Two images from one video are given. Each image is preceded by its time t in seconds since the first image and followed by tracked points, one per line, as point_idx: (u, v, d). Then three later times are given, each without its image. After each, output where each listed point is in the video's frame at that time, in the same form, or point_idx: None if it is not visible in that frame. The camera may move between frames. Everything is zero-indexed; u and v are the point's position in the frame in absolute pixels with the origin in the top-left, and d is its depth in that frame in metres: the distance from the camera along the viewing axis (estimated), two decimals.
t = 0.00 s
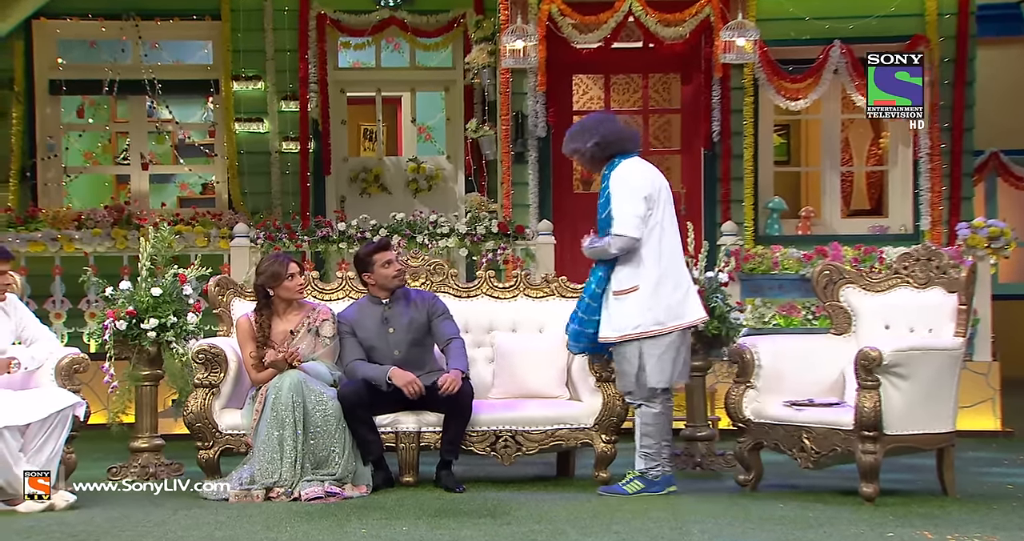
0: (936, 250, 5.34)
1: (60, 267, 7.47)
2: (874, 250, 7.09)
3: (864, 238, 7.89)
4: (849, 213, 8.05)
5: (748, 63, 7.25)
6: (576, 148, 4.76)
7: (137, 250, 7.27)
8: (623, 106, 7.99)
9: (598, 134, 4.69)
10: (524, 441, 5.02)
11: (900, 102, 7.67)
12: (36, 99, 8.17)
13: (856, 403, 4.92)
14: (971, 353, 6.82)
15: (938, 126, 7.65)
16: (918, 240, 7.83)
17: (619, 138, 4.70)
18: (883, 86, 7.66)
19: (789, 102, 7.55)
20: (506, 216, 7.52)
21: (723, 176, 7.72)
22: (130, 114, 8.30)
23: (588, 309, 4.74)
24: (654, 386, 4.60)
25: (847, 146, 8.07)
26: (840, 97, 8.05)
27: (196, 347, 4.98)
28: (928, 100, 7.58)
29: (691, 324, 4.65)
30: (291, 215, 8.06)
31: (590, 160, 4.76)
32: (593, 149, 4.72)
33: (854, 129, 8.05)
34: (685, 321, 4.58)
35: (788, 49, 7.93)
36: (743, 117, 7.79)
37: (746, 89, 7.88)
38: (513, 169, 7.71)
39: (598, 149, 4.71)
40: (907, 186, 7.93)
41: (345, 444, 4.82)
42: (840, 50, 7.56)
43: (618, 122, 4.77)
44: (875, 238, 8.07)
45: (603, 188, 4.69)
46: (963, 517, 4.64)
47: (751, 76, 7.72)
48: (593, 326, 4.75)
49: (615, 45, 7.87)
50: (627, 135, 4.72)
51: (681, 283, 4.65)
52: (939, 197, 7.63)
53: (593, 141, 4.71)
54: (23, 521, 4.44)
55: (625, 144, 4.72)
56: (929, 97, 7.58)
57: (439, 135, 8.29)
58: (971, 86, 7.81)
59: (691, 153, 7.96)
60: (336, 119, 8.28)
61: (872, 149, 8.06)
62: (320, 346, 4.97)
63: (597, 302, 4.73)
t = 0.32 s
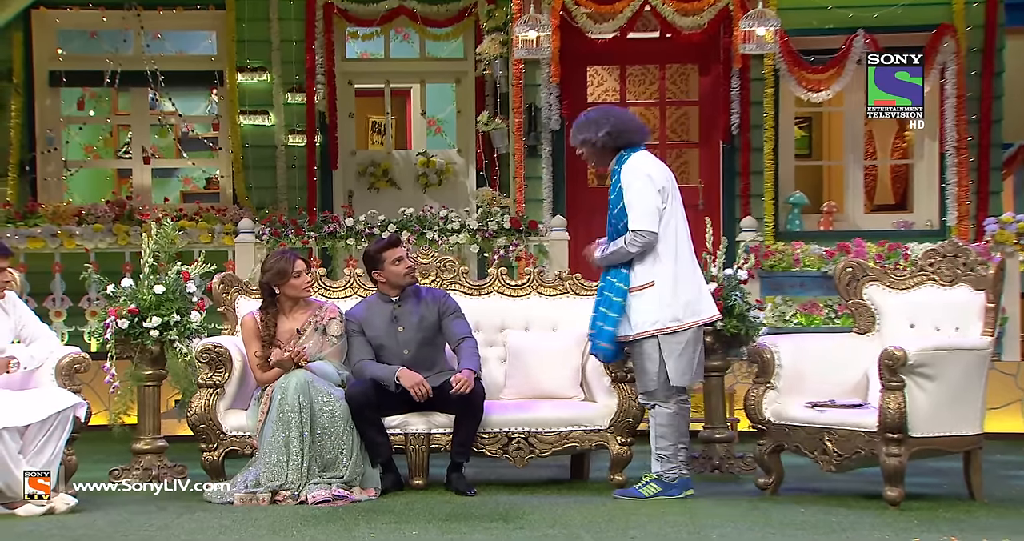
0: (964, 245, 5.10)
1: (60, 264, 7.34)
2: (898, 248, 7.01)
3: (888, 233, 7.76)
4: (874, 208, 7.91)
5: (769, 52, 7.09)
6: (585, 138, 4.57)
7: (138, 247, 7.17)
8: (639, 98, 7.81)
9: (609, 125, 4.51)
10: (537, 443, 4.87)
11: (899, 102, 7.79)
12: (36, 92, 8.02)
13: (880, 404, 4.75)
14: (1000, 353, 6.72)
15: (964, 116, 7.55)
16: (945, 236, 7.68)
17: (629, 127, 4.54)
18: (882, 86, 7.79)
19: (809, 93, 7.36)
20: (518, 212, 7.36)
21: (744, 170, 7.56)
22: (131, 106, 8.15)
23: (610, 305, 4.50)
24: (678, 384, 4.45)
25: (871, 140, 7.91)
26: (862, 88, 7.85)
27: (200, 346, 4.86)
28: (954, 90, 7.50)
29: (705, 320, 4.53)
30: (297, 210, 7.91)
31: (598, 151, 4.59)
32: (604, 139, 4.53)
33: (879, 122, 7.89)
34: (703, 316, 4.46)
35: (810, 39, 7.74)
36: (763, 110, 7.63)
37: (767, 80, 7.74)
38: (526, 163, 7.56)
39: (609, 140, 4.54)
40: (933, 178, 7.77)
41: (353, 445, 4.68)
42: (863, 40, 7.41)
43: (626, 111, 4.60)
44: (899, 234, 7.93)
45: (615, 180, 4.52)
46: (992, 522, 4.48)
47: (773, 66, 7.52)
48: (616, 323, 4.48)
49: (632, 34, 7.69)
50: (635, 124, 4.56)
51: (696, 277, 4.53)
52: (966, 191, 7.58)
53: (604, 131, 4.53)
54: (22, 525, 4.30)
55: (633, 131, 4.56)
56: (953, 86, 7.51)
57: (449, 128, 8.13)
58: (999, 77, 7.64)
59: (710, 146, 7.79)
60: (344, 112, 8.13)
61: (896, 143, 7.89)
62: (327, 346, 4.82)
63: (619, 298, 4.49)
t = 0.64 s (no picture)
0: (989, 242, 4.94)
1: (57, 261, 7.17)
2: (922, 243, 6.81)
3: (912, 229, 7.59)
4: (896, 203, 7.76)
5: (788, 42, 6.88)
6: (583, 140, 4.41)
7: (138, 243, 7.03)
8: (654, 89, 7.66)
9: (607, 125, 4.37)
10: (548, 445, 4.71)
11: (899, 102, 7.56)
12: (32, 83, 7.84)
13: (902, 407, 4.58)
14: None
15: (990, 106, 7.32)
16: (970, 232, 7.52)
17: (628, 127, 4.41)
18: (882, 86, 7.50)
19: (829, 84, 7.15)
20: (529, 207, 7.18)
21: (763, 164, 7.30)
22: (131, 98, 7.97)
23: (634, 307, 4.34)
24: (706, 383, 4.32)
25: (894, 132, 7.76)
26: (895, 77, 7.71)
27: (201, 346, 4.71)
28: (980, 81, 7.27)
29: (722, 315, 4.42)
30: (301, 205, 7.76)
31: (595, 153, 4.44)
32: (604, 140, 4.39)
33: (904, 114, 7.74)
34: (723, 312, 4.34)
35: (830, 28, 7.58)
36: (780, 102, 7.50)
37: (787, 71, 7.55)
38: (537, 156, 7.39)
39: (608, 140, 4.40)
40: (959, 174, 7.59)
41: (359, 447, 4.53)
42: (887, 29, 7.21)
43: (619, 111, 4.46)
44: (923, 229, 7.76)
45: (620, 180, 4.36)
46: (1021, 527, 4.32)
47: (791, 58, 7.35)
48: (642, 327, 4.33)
49: (647, 24, 7.53)
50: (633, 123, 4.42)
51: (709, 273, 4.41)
52: (993, 185, 7.31)
53: (602, 132, 4.39)
54: (19, 529, 4.16)
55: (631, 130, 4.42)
56: (980, 77, 7.28)
57: (458, 121, 7.97)
58: None
59: (727, 138, 7.65)
60: (350, 104, 7.98)
61: (920, 136, 7.74)
62: (333, 345, 4.65)
63: (642, 299, 4.34)
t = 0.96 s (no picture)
0: (1017, 237, 4.82)
1: (54, 256, 7.02)
2: (946, 239, 6.67)
3: (936, 223, 7.42)
4: (920, 197, 7.57)
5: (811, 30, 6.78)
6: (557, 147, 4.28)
7: (138, 238, 6.87)
8: (669, 79, 7.49)
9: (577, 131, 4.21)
10: (561, 446, 4.56)
11: (899, 102, 7.37)
12: (28, 72, 7.67)
13: (926, 407, 4.41)
14: None
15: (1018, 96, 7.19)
16: (996, 226, 7.36)
17: (600, 131, 4.21)
18: (883, 87, 7.28)
19: (851, 73, 7.06)
20: (540, 200, 7.01)
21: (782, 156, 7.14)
22: (129, 87, 7.78)
23: (650, 298, 4.18)
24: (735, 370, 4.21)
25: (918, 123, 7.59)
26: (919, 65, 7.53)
27: (203, 343, 4.56)
28: (1007, 70, 7.14)
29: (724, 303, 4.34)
30: (305, 198, 7.61)
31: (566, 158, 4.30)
32: (574, 148, 4.23)
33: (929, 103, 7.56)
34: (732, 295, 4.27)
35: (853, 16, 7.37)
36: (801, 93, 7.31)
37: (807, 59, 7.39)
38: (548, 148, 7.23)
39: (580, 148, 4.23)
40: (986, 166, 7.44)
41: (365, 448, 4.38)
42: (911, 16, 7.05)
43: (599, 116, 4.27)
44: (948, 223, 7.59)
45: (619, 173, 4.19)
46: None
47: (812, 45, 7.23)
48: (657, 318, 4.17)
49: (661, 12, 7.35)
50: (606, 127, 4.23)
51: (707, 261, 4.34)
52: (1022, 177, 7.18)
53: (573, 139, 4.23)
54: (14, 532, 4.01)
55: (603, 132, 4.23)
56: (1007, 66, 7.14)
57: (467, 112, 7.81)
58: None
59: (744, 130, 7.48)
60: (355, 94, 7.81)
61: (946, 127, 7.57)
62: (338, 342, 4.51)
63: (657, 289, 4.19)
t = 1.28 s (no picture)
0: None
1: (47, 252, 6.88)
2: (969, 234, 6.52)
3: (957, 219, 7.26)
4: (942, 191, 7.42)
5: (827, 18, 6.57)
6: (526, 168, 4.08)
7: (132, 233, 6.77)
8: (682, 70, 7.35)
9: (545, 148, 4.02)
10: (569, 449, 4.40)
11: (899, 102, 7.34)
12: (20, 63, 7.53)
13: (948, 409, 4.21)
14: None
15: None
16: (1020, 220, 7.21)
17: (568, 142, 4.03)
18: (882, 87, 7.32)
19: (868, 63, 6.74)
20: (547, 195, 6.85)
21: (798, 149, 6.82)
22: (123, 79, 7.63)
23: (656, 295, 4.03)
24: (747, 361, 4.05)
25: (940, 115, 7.43)
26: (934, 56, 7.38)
27: (200, 342, 4.40)
28: None
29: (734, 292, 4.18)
30: (306, 193, 7.46)
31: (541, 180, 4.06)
32: (545, 165, 4.03)
33: (948, 95, 7.40)
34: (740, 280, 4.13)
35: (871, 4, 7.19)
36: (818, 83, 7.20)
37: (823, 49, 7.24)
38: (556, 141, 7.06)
39: (552, 165, 4.04)
40: (1009, 158, 7.30)
41: (367, 451, 4.23)
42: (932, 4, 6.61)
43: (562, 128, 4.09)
44: (970, 219, 7.43)
45: (604, 176, 4.01)
46: None
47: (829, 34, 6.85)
48: (668, 313, 4.01)
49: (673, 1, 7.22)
50: (573, 136, 4.06)
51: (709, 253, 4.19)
52: None
53: (543, 158, 4.04)
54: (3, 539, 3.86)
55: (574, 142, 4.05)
56: None
57: (472, 104, 7.66)
58: None
59: (760, 123, 7.32)
60: (356, 85, 7.66)
61: (968, 119, 7.41)
62: (340, 342, 4.36)
63: (665, 285, 4.04)
